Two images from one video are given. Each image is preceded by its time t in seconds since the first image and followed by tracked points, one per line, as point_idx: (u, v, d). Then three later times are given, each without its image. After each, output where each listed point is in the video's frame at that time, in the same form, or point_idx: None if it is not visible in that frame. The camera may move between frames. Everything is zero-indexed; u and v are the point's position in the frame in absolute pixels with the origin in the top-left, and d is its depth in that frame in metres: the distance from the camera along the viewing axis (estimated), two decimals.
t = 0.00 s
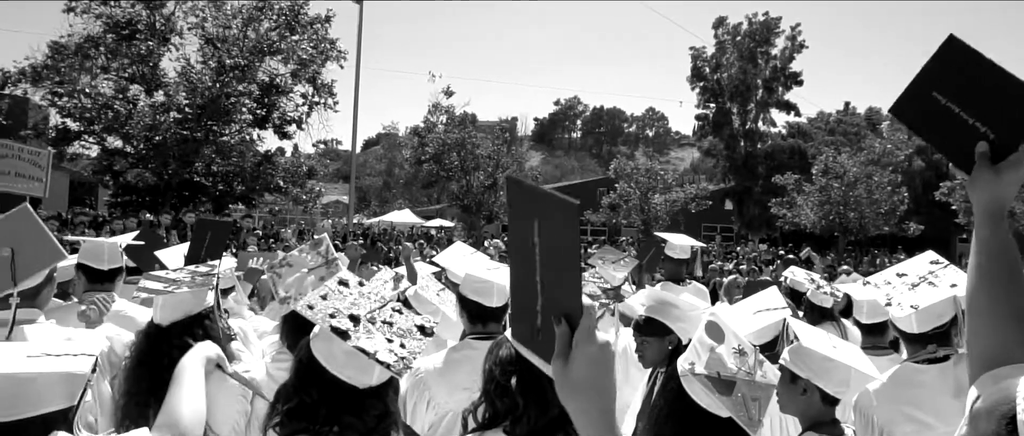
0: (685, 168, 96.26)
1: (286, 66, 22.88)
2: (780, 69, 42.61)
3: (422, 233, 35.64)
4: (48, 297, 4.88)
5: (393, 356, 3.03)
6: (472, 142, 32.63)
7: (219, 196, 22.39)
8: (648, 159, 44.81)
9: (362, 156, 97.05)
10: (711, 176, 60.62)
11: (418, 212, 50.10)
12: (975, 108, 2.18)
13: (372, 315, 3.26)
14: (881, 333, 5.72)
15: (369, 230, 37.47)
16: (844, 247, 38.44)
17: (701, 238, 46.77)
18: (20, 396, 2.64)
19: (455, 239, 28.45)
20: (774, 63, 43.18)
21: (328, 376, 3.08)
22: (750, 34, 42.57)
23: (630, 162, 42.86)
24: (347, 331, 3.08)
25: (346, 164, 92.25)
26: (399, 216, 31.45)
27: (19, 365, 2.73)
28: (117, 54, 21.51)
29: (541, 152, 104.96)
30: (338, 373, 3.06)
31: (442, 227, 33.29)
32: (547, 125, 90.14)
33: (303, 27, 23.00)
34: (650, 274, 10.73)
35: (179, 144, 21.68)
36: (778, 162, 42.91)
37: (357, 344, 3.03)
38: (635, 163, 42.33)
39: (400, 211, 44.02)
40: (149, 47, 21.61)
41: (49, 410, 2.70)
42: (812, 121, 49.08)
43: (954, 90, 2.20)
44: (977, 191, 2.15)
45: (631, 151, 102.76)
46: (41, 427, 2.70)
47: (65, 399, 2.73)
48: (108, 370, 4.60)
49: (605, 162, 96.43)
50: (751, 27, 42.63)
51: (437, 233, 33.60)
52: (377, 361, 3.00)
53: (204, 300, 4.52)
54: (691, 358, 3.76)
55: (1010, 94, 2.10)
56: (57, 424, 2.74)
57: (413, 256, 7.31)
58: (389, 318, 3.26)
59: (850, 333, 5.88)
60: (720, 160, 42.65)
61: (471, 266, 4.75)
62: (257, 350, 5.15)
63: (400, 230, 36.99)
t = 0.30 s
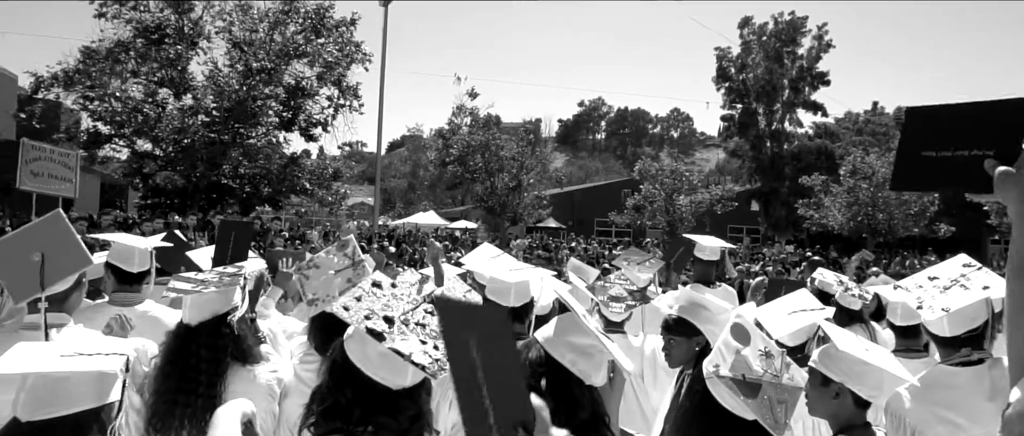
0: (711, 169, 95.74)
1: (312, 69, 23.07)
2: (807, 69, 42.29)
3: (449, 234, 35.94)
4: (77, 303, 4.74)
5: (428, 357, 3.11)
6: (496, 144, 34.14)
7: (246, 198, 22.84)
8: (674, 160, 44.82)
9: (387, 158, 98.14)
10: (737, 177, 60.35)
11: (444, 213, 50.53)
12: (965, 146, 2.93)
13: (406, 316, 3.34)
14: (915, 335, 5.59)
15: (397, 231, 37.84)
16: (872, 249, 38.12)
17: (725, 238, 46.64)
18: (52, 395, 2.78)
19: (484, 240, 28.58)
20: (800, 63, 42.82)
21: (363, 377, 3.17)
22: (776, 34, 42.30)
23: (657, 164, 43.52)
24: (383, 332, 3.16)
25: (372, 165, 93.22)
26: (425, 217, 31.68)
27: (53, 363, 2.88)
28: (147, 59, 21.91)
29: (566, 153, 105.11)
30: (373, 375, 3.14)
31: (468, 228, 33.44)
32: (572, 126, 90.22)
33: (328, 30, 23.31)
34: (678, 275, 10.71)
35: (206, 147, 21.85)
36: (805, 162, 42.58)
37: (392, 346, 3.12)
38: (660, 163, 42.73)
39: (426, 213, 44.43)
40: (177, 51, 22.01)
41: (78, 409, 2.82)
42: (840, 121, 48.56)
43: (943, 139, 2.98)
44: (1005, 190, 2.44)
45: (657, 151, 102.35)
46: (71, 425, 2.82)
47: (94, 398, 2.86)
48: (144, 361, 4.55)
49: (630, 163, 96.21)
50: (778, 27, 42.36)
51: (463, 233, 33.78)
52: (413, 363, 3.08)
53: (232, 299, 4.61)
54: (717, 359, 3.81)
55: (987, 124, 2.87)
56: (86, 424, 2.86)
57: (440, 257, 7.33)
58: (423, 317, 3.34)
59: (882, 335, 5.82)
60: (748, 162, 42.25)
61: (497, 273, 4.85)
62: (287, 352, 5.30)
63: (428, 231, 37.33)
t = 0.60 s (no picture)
0: (734, 170, 95.21)
1: (334, 71, 23.38)
2: (831, 69, 41.94)
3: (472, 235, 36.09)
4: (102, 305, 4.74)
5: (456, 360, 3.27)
6: (517, 145, 34.40)
7: (269, 200, 23.16)
8: (695, 161, 44.76)
9: (409, 161, 98.87)
10: (760, 179, 59.99)
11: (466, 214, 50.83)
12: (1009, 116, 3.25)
13: (434, 320, 3.57)
14: (946, 338, 5.45)
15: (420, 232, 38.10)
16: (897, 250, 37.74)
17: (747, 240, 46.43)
18: (78, 394, 2.79)
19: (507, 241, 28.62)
20: (824, 63, 42.42)
21: (390, 378, 3.33)
22: (798, 34, 42.01)
23: (679, 165, 43.72)
24: (411, 335, 3.37)
25: (394, 167, 93.98)
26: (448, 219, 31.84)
27: (81, 363, 2.90)
28: (172, 62, 22.37)
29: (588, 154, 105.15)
30: (401, 376, 3.29)
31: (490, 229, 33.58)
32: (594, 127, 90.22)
33: (350, 33, 23.57)
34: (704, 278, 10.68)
35: (230, 149, 22.13)
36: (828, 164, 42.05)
37: (421, 347, 3.29)
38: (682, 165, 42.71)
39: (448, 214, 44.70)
40: (202, 54, 22.38)
41: (107, 408, 2.82)
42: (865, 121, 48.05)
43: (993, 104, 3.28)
44: None
45: (679, 152, 101.92)
46: (99, 427, 2.83)
47: (123, 397, 2.85)
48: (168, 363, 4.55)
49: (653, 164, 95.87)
50: (801, 26, 42.04)
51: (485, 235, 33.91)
52: (440, 365, 3.24)
53: (253, 299, 4.57)
54: (739, 363, 3.80)
55: None
56: (113, 424, 2.86)
57: (466, 257, 7.31)
58: (450, 322, 3.59)
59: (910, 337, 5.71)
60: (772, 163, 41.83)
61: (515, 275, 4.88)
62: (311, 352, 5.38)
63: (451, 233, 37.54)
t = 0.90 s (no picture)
0: (753, 171, 94.69)
1: (353, 74, 23.52)
2: (851, 69, 41.60)
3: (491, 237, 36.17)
4: (124, 304, 4.75)
5: (481, 363, 3.31)
6: (535, 147, 34.52)
7: (289, 202, 23.42)
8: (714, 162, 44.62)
9: (428, 162, 99.41)
10: (780, 179, 59.51)
11: (484, 216, 50.96)
12: None
13: (457, 321, 3.60)
14: (974, 340, 5.36)
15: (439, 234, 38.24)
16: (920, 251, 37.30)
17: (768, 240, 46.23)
18: (105, 395, 2.82)
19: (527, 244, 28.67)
20: (845, 62, 42.00)
21: (413, 378, 3.36)
22: (818, 33, 41.60)
23: (698, 165, 43.77)
24: (435, 337, 3.39)
25: (411, 169, 94.37)
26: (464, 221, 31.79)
27: (108, 364, 2.93)
28: (193, 66, 22.61)
29: (605, 156, 104.96)
30: (424, 377, 3.32)
31: (508, 231, 33.62)
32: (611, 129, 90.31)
33: (369, 36, 23.65)
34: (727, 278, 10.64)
35: (250, 152, 22.38)
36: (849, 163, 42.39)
37: (445, 349, 3.33)
38: (701, 166, 42.52)
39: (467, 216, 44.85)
40: (222, 58, 22.51)
41: (135, 408, 2.84)
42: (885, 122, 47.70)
43: None
44: None
45: (696, 153, 101.50)
46: (126, 427, 2.85)
47: (150, 398, 2.87)
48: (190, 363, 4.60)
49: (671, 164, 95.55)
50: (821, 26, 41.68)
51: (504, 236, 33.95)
52: (464, 366, 3.29)
53: (274, 299, 4.58)
54: (757, 365, 3.77)
55: None
56: (140, 424, 2.88)
57: (486, 259, 7.32)
58: (472, 324, 3.63)
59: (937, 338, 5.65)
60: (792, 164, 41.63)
61: (533, 277, 4.97)
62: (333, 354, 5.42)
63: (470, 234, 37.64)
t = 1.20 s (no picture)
0: (776, 171, 93.97)
1: (374, 77, 23.68)
2: (875, 68, 41.23)
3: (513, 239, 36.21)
4: (149, 304, 4.76)
5: (507, 362, 3.32)
6: (556, 149, 34.65)
7: (311, 205, 23.63)
8: (736, 163, 44.42)
9: (449, 164, 99.86)
10: (804, 179, 59.03)
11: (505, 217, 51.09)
12: None
13: (481, 322, 3.61)
14: (1005, 342, 5.31)
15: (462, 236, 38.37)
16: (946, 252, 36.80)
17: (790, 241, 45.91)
18: (137, 395, 2.85)
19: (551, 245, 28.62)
20: (868, 61, 41.64)
21: (439, 380, 3.38)
22: (841, 33, 41.27)
23: (720, 166, 43.72)
24: (461, 337, 3.40)
25: (432, 171, 94.81)
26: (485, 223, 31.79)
27: (139, 365, 2.96)
28: (216, 70, 22.91)
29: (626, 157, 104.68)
30: (450, 378, 3.34)
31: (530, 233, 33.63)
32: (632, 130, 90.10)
33: (390, 39, 23.81)
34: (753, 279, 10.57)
35: (273, 155, 22.61)
36: (874, 163, 41.26)
37: (471, 349, 3.34)
38: (723, 167, 42.38)
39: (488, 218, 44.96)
40: (245, 62, 22.86)
41: (165, 408, 2.87)
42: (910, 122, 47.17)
43: None
44: None
45: (718, 154, 100.92)
46: (157, 427, 2.89)
47: (180, 397, 2.90)
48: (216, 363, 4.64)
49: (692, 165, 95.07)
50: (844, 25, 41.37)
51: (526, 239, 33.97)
52: (491, 365, 3.31)
53: (297, 299, 4.61)
54: (777, 365, 3.71)
55: None
56: (170, 423, 2.92)
57: (509, 262, 7.31)
58: (496, 323, 3.64)
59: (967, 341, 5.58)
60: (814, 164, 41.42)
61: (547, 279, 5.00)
62: (355, 354, 5.47)
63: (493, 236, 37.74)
